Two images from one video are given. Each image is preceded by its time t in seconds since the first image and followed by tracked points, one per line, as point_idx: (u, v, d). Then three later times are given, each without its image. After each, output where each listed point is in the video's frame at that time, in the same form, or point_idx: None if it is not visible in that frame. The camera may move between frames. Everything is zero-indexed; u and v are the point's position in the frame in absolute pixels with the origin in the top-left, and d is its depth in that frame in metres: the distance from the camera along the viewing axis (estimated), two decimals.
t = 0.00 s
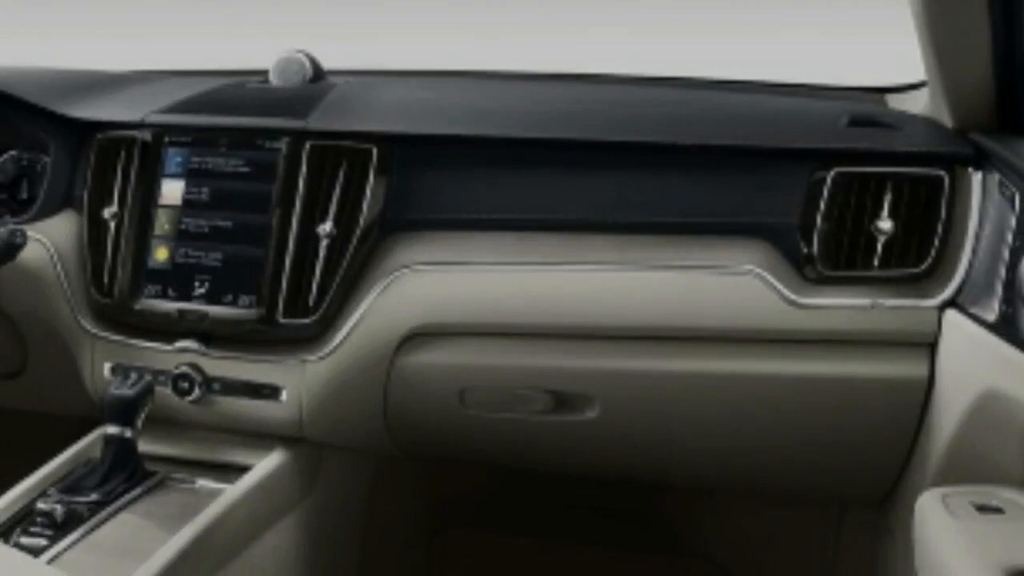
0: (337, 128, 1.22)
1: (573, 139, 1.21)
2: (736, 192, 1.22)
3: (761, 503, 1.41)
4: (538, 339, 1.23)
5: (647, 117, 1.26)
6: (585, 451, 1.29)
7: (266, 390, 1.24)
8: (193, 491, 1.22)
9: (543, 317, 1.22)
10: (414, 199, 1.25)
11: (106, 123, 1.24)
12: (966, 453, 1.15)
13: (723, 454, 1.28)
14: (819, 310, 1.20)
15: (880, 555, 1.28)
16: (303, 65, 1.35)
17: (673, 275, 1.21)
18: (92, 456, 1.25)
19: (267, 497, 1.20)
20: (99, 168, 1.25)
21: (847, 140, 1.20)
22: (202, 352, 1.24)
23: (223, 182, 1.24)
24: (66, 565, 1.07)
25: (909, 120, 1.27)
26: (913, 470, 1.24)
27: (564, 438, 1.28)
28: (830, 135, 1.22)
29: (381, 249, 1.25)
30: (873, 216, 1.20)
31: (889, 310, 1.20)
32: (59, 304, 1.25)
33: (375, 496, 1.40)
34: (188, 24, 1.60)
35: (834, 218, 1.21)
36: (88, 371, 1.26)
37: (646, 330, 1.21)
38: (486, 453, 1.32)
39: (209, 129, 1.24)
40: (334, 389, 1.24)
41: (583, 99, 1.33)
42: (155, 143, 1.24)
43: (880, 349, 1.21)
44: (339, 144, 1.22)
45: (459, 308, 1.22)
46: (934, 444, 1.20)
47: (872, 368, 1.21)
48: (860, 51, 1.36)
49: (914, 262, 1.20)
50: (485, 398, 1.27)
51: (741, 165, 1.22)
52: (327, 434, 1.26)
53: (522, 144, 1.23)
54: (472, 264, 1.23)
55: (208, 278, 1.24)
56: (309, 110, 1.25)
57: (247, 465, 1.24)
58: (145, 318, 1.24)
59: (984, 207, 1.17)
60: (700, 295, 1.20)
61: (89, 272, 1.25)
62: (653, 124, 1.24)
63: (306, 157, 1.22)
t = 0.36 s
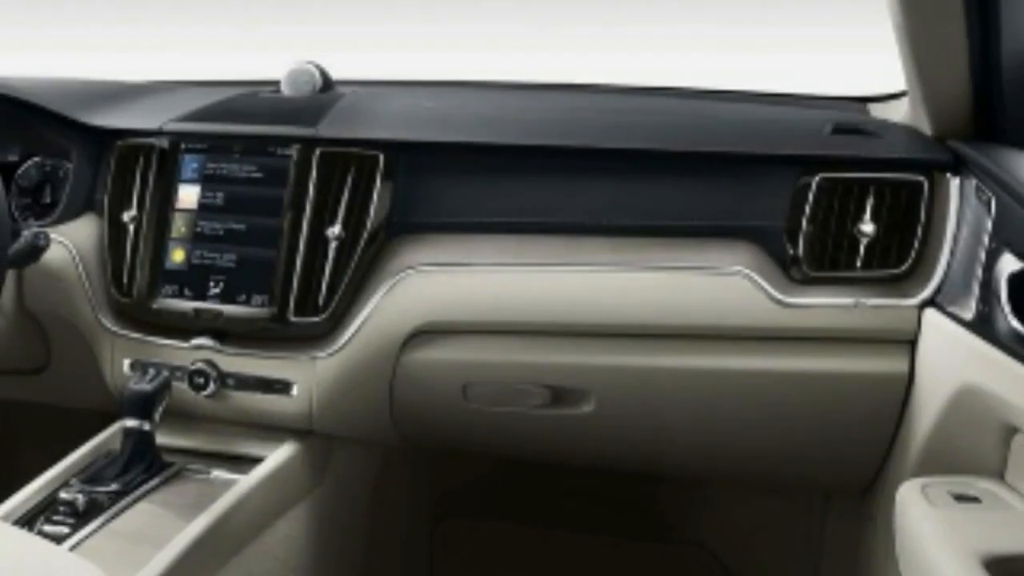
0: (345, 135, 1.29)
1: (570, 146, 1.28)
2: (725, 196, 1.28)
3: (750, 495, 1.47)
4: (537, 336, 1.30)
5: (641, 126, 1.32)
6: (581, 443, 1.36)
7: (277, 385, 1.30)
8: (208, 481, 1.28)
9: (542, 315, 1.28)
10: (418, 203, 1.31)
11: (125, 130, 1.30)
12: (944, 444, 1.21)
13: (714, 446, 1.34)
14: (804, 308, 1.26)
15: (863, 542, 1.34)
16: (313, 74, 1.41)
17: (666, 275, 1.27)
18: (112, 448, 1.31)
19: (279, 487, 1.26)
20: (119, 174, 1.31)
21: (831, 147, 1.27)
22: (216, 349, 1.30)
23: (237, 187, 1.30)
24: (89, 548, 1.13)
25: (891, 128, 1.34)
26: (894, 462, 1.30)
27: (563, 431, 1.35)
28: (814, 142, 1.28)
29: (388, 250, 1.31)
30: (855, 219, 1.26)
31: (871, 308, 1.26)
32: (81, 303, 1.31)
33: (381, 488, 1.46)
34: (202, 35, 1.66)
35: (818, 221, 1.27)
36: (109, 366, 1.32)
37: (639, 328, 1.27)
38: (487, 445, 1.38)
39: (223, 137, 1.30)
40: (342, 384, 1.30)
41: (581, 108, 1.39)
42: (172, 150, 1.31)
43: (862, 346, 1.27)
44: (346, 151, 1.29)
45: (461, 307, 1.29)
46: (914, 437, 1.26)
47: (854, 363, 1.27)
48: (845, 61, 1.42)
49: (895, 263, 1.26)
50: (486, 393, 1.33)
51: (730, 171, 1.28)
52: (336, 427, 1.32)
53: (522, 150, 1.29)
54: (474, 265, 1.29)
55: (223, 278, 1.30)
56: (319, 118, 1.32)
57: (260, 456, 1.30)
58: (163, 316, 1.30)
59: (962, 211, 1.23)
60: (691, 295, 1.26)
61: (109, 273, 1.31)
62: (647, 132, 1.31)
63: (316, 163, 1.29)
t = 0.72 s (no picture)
0: (346, 135, 1.29)
1: (570, 145, 1.27)
2: (725, 196, 1.29)
3: (750, 495, 1.47)
4: (538, 336, 1.30)
5: (641, 126, 1.32)
6: (581, 442, 1.35)
7: (278, 385, 1.30)
8: (209, 481, 1.28)
9: (542, 315, 1.28)
10: (419, 203, 1.31)
11: (125, 130, 1.30)
12: (944, 444, 1.21)
13: (715, 446, 1.34)
14: (804, 307, 1.26)
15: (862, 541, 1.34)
16: (314, 72, 1.41)
17: (666, 275, 1.27)
18: (113, 448, 1.31)
19: (279, 486, 1.26)
20: (119, 174, 1.31)
21: (831, 146, 1.27)
22: (217, 348, 1.30)
23: (237, 187, 1.30)
24: (89, 548, 1.13)
25: (891, 128, 1.34)
26: (895, 462, 1.30)
27: (564, 430, 1.34)
28: (815, 142, 1.28)
29: (388, 250, 1.31)
30: (856, 219, 1.26)
31: (872, 308, 1.25)
32: (81, 303, 1.31)
33: (381, 488, 1.45)
34: (202, 35, 1.66)
35: (819, 220, 1.27)
36: (109, 366, 1.32)
37: (639, 328, 1.27)
38: (487, 445, 1.38)
39: (223, 137, 1.30)
40: (342, 384, 1.30)
41: (581, 109, 1.39)
42: (173, 150, 1.31)
43: (862, 346, 1.27)
44: (347, 151, 1.29)
45: (461, 306, 1.29)
46: (915, 437, 1.26)
47: (854, 363, 1.27)
48: (845, 61, 1.42)
49: (896, 263, 1.26)
50: (486, 393, 1.33)
51: (730, 171, 1.28)
52: (336, 426, 1.32)
53: (522, 150, 1.29)
54: (474, 265, 1.29)
55: (223, 278, 1.30)
56: (319, 118, 1.32)
57: (260, 456, 1.30)
58: (163, 316, 1.30)
59: (962, 210, 1.23)
60: (691, 294, 1.27)
61: (110, 272, 1.31)
62: (647, 132, 1.31)
63: (316, 163, 1.29)
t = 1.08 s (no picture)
0: (344, 142, 1.35)
1: (558, 151, 1.34)
2: (707, 200, 1.35)
3: (734, 488, 1.52)
4: (527, 333, 1.36)
5: (626, 133, 1.39)
6: (569, 435, 1.42)
7: (280, 380, 1.36)
8: (214, 472, 1.33)
9: (532, 313, 1.34)
10: (415, 207, 1.38)
11: (134, 137, 1.37)
12: (915, 437, 1.27)
13: (697, 438, 1.40)
14: (782, 306, 1.32)
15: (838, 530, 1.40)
16: (314, 82, 1.47)
17: (650, 275, 1.33)
18: (123, 441, 1.37)
19: (280, 477, 1.32)
20: (128, 179, 1.38)
21: (807, 153, 1.33)
22: (221, 345, 1.36)
23: (241, 191, 1.36)
24: (100, 533, 1.19)
25: (865, 135, 1.40)
26: (870, 454, 1.36)
27: (554, 423, 1.41)
28: (792, 149, 1.34)
29: (386, 252, 1.38)
30: (831, 222, 1.32)
31: (846, 307, 1.31)
32: (92, 302, 1.37)
33: (377, 479, 1.52)
34: (207, 47, 1.73)
35: (796, 223, 1.33)
36: (119, 363, 1.38)
37: (625, 325, 1.33)
38: (481, 438, 1.45)
39: (228, 143, 1.36)
40: (341, 379, 1.37)
41: (570, 118, 1.46)
42: (179, 156, 1.37)
43: (838, 344, 1.33)
44: (346, 158, 1.35)
45: (455, 306, 1.35)
46: (888, 430, 1.31)
47: (830, 360, 1.33)
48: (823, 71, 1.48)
49: (870, 264, 1.32)
50: (479, 388, 1.39)
51: (711, 176, 1.35)
52: (335, 420, 1.38)
53: (512, 156, 1.35)
54: (468, 266, 1.35)
55: (228, 278, 1.36)
56: (319, 126, 1.38)
57: (263, 448, 1.36)
58: (170, 314, 1.36)
59: (932, 214, 1.29)
60: (674, 294, 1.33)
61: (119, 273, 1.37)
62: (632, 139, 1.37)
63: (316, 169, 1.35)
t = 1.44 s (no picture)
0: (360, 149, 1.42)
1: (563, 158, 1.41)
2: (705, 204, 1.42)
3: (731, 479, 1.59)
4: (534, 331, 1.43)
5: (628, 141, 1.46)
6: (574, 428, 1.49)
7: (299, 376, 1.43)
8: (236, 463, 1.40)
9: (538, 311, 1.41)
10: (427, 211, 1.45)
11: (159, 144, 1.43)
12: (903, 430, 1.33)
13: (695, 431, 1.47)
14: (776, 305, 1.38)
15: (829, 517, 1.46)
16: (331, 92, 1.54)
17: (650, 275, 1.40)
18: (148, 434, 1.44)
19: (298, 468, 1.39)
20: (154, 184, 1.44)
21: (800, 159, 1.40)
22: (242, 343, 1.43)
23: (261, 196, 1.43)
24: (127, 519, 1.26)
25: (856, 142, 1.47)
26: (860, 446, 1.42)
27: (558, 416, 1.48)
28: (785, 155, 1.41)
29: (399, 254, 1.44)
30: (824, 225, 1.39)
31: (838, 306, 1.38)
32: (119, 301, 1.44)
33: (388, 470, 1.59)
34: (227, 58, 1.80)
35: (790, 226, 1.40)
36: (145, 359, 1.44)
37: (626, 323, 1.40)
38: (489, 430, 1.52)
39: (249, 150, 1.43)
40: (356, 374, 1.43)
41: (575, 126, 1.53)
42: (202, 162, 1.43)
43: (830, 341, 1.40)
44: (361, 164, 1.42)
45: (465, 304, 1.41)
46: (877, 423, 1.38)
47: (822, 356, 1.40)
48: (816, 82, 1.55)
49: (860, 265, 1.39)
50: (487, 383, 1.46)
51: (708, 182, 1.42)
52: (349, 413, 1.45)
53: (520, 162, 1.42)
54: (477, 267, 1.42)
55: (249, 279, 1.43)
56: (335, 134, 1.45)
57: (282, 440, 1.43)
58: (193, 313, 1.43)
59: (919, 218, 1.35)
60: (673, 293, 1.39)
61: (145, 274, 1.44)
62: (633, 147, 1.44)
63: (333, 175, 1.42)
